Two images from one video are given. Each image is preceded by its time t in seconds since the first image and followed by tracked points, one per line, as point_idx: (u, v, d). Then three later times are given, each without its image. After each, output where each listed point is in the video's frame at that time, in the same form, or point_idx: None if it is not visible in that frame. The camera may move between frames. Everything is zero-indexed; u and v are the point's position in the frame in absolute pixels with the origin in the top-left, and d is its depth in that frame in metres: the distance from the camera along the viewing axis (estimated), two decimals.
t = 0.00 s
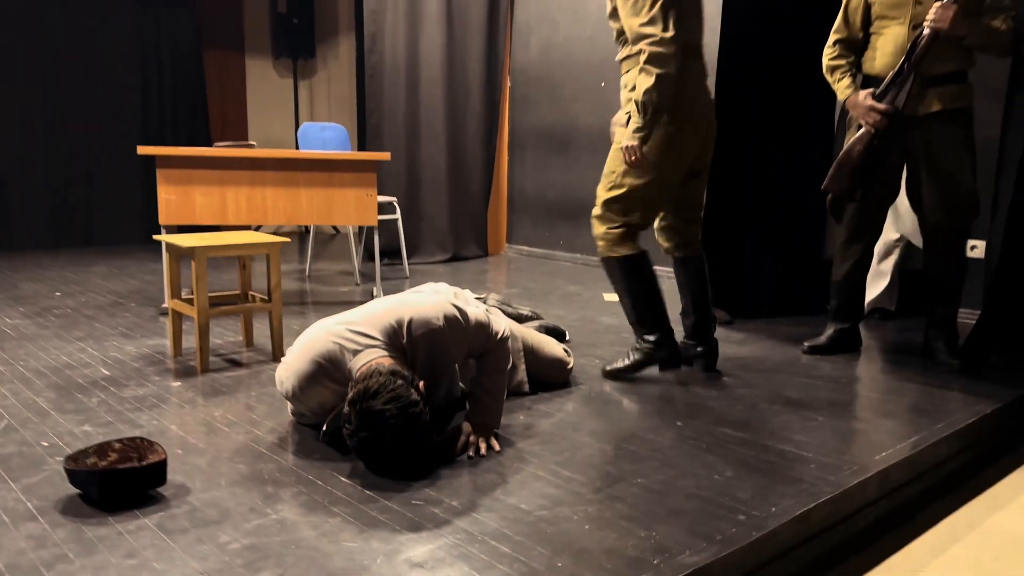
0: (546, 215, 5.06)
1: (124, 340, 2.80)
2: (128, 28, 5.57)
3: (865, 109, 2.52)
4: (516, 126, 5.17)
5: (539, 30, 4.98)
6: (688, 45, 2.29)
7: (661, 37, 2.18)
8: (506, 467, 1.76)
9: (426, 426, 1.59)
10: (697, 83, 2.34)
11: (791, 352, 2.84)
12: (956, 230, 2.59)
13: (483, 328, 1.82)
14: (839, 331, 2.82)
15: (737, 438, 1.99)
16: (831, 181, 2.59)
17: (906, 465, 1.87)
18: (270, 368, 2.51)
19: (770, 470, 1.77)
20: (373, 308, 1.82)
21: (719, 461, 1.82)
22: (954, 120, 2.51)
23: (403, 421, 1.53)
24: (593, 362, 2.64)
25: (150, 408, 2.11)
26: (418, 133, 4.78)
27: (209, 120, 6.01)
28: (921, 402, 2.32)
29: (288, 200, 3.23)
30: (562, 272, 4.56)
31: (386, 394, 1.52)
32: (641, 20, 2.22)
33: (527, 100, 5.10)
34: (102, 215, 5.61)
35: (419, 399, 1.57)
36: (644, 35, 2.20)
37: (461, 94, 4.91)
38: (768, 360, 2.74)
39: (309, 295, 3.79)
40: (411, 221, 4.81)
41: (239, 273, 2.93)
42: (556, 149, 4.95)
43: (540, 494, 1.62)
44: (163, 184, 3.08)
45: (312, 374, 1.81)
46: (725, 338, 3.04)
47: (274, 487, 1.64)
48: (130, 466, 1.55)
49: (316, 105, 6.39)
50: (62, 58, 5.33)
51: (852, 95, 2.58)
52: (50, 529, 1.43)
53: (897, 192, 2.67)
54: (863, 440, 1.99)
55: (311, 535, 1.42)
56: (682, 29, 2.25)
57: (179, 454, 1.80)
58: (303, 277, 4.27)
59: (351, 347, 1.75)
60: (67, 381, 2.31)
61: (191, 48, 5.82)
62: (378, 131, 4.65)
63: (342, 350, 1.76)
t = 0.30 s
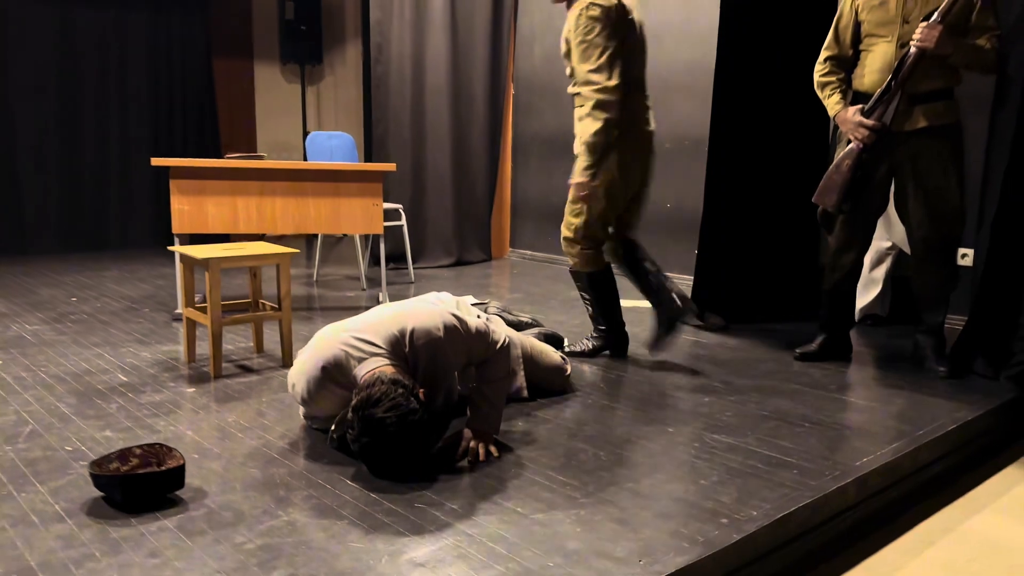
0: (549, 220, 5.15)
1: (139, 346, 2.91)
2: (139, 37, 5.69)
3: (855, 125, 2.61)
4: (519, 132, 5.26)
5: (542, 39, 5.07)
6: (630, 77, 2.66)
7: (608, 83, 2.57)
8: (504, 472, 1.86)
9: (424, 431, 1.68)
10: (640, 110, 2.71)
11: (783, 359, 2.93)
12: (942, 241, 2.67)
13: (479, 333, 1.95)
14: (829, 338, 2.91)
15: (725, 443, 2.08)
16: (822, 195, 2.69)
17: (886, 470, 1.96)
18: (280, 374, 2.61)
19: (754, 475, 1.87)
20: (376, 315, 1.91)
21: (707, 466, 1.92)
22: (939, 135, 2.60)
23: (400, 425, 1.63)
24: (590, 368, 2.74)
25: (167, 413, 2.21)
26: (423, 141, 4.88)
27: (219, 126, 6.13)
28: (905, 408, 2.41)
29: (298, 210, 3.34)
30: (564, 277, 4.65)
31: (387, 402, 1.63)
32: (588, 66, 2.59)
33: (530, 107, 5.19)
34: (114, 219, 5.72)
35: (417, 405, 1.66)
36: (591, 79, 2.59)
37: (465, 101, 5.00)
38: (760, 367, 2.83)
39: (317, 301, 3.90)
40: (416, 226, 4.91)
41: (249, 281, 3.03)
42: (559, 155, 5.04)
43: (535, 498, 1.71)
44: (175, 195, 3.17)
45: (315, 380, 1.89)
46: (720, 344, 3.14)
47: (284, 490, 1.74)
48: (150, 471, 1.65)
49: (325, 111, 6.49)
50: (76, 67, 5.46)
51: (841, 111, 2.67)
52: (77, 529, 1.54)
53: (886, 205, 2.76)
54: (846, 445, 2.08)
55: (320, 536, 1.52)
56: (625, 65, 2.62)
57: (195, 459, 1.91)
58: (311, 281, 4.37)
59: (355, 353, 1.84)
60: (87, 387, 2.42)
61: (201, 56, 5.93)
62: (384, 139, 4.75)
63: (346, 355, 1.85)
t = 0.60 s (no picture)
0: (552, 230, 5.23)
1: (150, 357, 2.98)
2: (151, 49, 5.78)
3: (849, 142, 2.67)
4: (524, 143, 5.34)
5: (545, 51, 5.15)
6: (575, 94, 2.71)
7: (536, 95, 2.56)
8: (503, 485, 1.92)
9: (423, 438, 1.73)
10: (584, 129, 2.73)
11: (780, 370, 2.99)
12: (934, 257, 2.72)
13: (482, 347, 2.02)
14: (825, 349, 2.97)
15: (719, 456, 2.14)
16: (818, 211, 2.75)
17: (874, 483, 2.02)
18: (288, 385, 2.68)
19: (745, 487, 1.93)
20: (381, 323, 1.96)
21: (699, 478, 1.98)
22: (933, 153, 2.65)
23: (400, 431, 1.68)
24: (589, 379, 2.80)
25: (178, 425, 2.28)
26: (429, 151, 4.95)
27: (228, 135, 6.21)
28: (897, 420, 2.47)
29: (305, 222, 3.41)
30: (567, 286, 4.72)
31: (389, 409, 1.70)
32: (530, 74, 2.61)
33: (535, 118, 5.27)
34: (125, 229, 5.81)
35: (417, 412, 1.72)
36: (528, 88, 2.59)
37: (470, 112, 5.06)
38: (757, 379, 2.89)
39: (323, 310, 3.97)
40: (422, 236, 4.98)
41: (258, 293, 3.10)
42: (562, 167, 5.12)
43: (532, 510, 1.78)
44: (186, 208, 3.27)
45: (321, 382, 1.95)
46: (718, 356, 3.20)
47: (291, 501, 1.81)
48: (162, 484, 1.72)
49: (332, 120, 6.57)
50: (89, 78, 5.55)
51: (836, 129, 2.73)
52: (94, 540, 1.61)
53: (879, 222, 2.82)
54: (837, 458, 2.13)
55: (325, 547, 1.59)
56: (570, 81, 2.67)
57: (206, 470, 1.98)
58: (318, 290, 4.45)
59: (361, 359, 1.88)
60: (100, 398, 2.49)
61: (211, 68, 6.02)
62: (390, 150, 4.82)
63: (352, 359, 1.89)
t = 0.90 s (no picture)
0: (557, 244, 5.29)
1: (161, 373, 3.05)
2: (163, 65, 5.86)
3: (846, 166, 2.72)
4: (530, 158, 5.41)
5: (551, 68, 5.21)
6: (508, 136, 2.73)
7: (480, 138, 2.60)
8: (502, 504, 1.98)
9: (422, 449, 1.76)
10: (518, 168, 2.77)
11: (779, 388, 3.03)
12: (930, 278, 2.77)
13: (483, 364, 1.99)
14: (823, 367, 3.02)
15: (715, 476, 2.19)
16: (816, 232, 2.80)
17: (866, 504, 2.06)
18: (295, 403, 2.75)
19: (739, 508, 1.98)
20: (384, 337, 2.02)
21: (694, 499, 2.02)
22: (928, 176, 2.70)
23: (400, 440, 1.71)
24: (590, 397, 2.85)
25: (189, 443, 2.35)
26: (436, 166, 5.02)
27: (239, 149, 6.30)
28: (892, 440, 2.51)
29: (314, 239, 3.48)
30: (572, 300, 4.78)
31: (390, 418, 1.73)
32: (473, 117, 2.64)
33: (540, 134, 5.34)
34: (136, 242, 5.89)
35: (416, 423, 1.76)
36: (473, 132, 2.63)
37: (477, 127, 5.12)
38: (756, 397, 2.93)
39: (331, 325, 4.03)
40: (428, 250, 5.04)
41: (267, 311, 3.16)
42: (566, 182, 5.18)
43: (531, 531, 1.83)
44: (197, 226, 3.34)
45: (326, 395, 2.00)
46: (719, 373, 3.24)
47: (296, 521, 1.86)
48: (173, 504, 1.78)
49: (340, 133, 6.64)
50: (102, 93, 5.65)
51: (833, 152, 2.78)
52: (108, 559, 1.67)
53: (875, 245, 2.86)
54: (830, 478, 2.18)
55: (329, 567, 1.65)
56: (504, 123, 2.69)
57: (215, 489, 2.04)
58: (326, 304, 4.51)
59: (365, 373, 1.92)
60: (113, 416, 2.56)
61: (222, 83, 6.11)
62: (397, 165, 4.88)
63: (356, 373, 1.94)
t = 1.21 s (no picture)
0: (564, 258, 5.34)
1: (174, 388, 3.11)
2: (177, 80, 5.95)
3: (846, 187, 2.75)
4: (538, 173, 5.47)
5: (559, 84, 5.27)
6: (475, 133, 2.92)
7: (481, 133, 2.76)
8: (505, 522, 2.02)
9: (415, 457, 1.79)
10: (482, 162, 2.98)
11: (781, 406, 3.06)
12: (930, 297, 2.80)
13: (479, 379, 2.03)
14: (826, 385, 3.04)
15: (715, 494, 2.22)
16: (817, 252, 2.83)
17: (862, 524, 2.09)
18: (304, 419, 2.80)
19: (737, 528, 2.01)
20: (382, 356, 2.05)
21: (693, 518, 2.06)
22: (928, 197, 2.74)
23: (391, 446, 1.74)
24: (594, 413, 2.89)
25: (199, 460, 2.40)
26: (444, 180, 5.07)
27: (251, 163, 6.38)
28: (892, 458, 2.54)
29: (324, 256, 3.54)
30: (578, 314, 4.82)
31: (378, 421, 1.77)
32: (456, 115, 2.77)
33: (548, 149, 5.39)
34: (149, 255, 5.97)
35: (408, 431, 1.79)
36: (467, 128, 2.76)
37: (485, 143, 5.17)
38: (759, 414, 2.96)
39: (341, 339, 4.09)
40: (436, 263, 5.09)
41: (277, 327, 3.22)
42: (574, 197, 5.23)
43: (532, 550, 1.87)
44: (210, 243, 3.43)
45: (326, 417, 2.03)
46: (722, 390, 3.27)
47: (303, 538, 1.91)
48: (183, 522, 1.83)
49: (350, 147, 6.72)
50: (118, 109, 5.73)
51: (834, 174, 2.81)
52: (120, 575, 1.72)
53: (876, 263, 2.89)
54: (829, 498, 2.21)
55: None
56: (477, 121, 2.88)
57: (224, 506, 2.09)
58: (335, 318, 4.57)
59: (360, 389, 1.95)
60: (126, 431, 2.61)
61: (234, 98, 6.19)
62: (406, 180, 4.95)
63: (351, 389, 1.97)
